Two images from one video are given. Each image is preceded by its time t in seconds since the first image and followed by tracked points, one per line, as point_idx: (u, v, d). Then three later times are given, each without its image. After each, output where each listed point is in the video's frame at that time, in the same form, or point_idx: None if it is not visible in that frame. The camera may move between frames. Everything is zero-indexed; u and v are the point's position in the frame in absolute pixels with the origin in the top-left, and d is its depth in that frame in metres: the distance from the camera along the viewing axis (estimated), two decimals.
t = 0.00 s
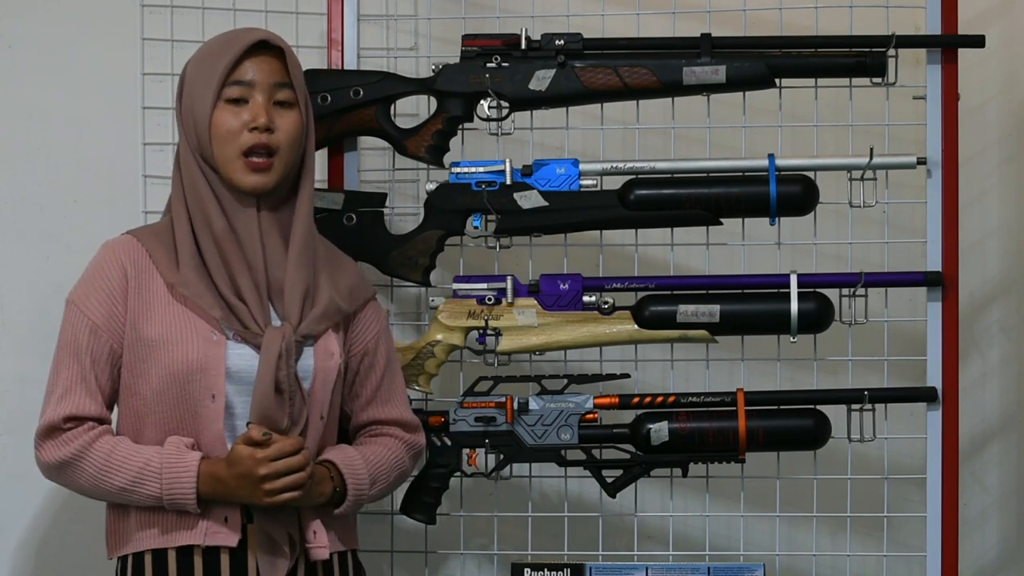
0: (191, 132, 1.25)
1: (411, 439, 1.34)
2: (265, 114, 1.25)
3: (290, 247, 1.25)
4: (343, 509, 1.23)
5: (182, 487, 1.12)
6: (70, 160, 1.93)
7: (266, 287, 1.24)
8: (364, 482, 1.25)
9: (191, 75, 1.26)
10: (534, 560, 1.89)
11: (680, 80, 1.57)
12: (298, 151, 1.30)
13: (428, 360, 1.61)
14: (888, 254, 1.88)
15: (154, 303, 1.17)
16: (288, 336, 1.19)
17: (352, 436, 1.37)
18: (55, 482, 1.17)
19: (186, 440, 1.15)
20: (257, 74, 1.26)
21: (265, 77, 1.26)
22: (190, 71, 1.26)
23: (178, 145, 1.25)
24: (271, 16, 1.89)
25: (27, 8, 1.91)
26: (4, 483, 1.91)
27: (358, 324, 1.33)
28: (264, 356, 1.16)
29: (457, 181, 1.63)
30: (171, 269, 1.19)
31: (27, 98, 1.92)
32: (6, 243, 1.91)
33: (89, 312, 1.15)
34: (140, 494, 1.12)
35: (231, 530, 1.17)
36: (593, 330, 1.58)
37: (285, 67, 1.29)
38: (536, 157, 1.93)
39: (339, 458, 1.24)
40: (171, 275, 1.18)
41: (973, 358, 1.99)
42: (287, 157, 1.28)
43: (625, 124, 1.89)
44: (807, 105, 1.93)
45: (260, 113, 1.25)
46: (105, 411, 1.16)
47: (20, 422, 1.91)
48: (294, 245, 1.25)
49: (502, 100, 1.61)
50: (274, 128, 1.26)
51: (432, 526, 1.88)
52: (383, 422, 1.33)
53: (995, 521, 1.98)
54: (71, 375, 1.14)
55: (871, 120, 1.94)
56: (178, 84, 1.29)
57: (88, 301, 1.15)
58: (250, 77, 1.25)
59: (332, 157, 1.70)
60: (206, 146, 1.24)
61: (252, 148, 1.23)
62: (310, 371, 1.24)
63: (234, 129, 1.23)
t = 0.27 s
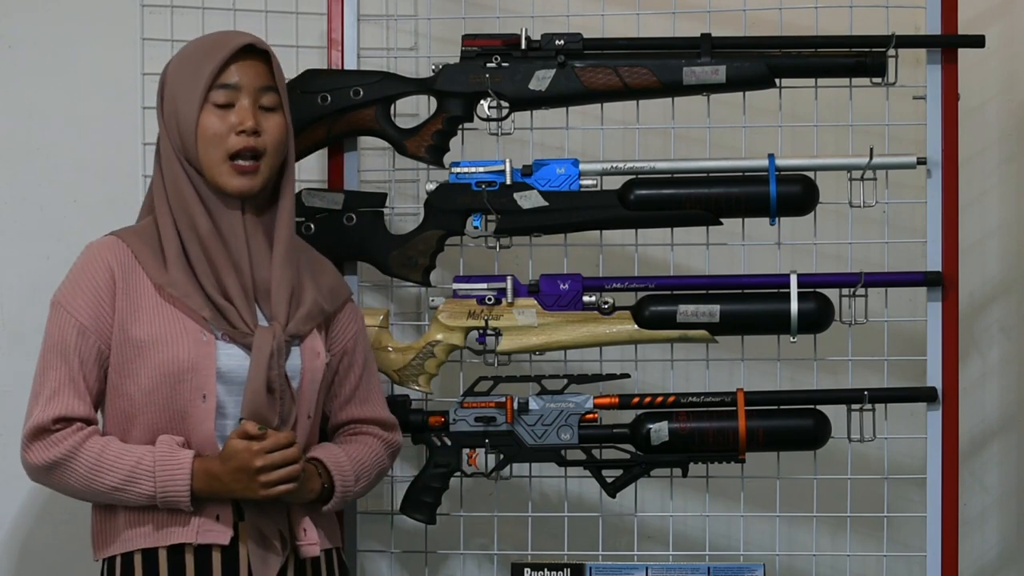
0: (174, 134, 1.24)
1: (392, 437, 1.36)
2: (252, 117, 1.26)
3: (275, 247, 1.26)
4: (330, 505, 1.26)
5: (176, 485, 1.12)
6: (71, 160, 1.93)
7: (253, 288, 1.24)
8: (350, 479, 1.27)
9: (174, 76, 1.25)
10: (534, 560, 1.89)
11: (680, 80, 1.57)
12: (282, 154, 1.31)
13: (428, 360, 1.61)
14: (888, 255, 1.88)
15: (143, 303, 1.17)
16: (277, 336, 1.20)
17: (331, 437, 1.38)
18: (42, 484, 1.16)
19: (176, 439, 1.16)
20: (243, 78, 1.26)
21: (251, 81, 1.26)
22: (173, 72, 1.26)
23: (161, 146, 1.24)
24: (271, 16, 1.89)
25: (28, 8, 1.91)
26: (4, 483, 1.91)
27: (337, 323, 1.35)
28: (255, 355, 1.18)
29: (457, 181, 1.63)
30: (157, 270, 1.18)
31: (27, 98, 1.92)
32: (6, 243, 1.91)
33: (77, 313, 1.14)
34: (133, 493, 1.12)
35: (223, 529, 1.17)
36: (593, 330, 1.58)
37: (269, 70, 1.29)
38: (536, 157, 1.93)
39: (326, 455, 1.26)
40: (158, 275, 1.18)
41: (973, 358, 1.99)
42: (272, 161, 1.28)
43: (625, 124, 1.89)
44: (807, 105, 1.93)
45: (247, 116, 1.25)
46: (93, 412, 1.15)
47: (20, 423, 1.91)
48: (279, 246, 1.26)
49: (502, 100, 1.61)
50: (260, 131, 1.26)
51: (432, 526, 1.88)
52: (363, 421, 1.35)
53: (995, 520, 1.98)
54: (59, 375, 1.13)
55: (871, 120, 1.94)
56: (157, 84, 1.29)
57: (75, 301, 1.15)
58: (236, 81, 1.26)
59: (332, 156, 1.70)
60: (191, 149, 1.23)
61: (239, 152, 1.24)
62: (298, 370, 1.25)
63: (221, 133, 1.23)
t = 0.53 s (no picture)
0: (172, 129, 1.24)
1: (380, 433, 1.36)
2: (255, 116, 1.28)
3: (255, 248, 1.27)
4: (313, 506, 1.25)
5: (157, 488, 1.12)
6: (71, 160, 1.93)
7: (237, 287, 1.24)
8: (333, 479, 1.27)
9: (172, 71, 1.25)
10: (533, 560, 1.89)
11: (680, 80, 1.57)
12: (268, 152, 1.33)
13: (428, 360, 1.61)
14: (888, 254, 1.88)
15: (125, 305, 1.17)
16: (262, 335, 1.20)
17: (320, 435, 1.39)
18: (26, 486, 1.16)
19: (159, 441, 1.16)
20: (247, 78, 1.28)
21: (253, 81, 1.28)
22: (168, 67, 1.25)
23: (144, 143, 1.24)
24: (270, 17, 1.89)
25: (28, 8, 1.91)
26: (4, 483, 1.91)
27: (320, 320, 1.36)
28: (241, 354, 1.18)
29: (457, 181, 1.63)
30: (140, 272, 1.19)
31: (28, 99, 1.92)
32: (6, 243, 1.91)
33: (59, 316, 1.14)
34: (115, 496, 1.12)
35: (206, 529, 1.17)
36: (593, 330, 1.58)
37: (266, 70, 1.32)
38: (536, 157, 1.93)
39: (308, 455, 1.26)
40: (140, 277, 1.18)
41: (973, 358, 1.99)
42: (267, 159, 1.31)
43: (625, 124, 1.89)
44: (807, 105, 1.93)
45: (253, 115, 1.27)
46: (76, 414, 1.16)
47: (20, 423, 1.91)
48: (258, 245, 1.27)
49: (502, 100, 1.61)
50: (265, 130, 1.28)
51: (432, 526, 1.88)
52: (351, 418, 1.36)
53: (995, 520, 1.98)
54: (41, 378, 1.13)
55: (871, 120, 1.94)
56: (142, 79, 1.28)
57: (57, 304, 1.15)
58: (240, 80, 1.27)
59: (332, 156, 1.70)
60: (196, 145, 1.23)
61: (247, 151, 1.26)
62: (281, 369, 1.26)
63: (231, 131, 1.25)
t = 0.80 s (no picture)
0: (169, 133, 1.21)
1: (367, 426, 1.36)
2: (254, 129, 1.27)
3: (233, 253, 1.27)
4: (296, 504, 1.25)
5: (136, 489, 1.13)
6: (70, 161, 1.92)
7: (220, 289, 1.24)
8: (315, 476, 1.27)
9: (176, 73, 1.22)
10: (533, 560, 1.89)
11: (681, 80, 1.57)
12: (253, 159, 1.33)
13: (428, 360, 1.60)
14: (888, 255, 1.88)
15: (106, 309, 1.17)
16: (243, 335, 1.21)
17: (310, 430, 1.40)
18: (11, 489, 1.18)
19: (140, 441, 1.16)
20: (251, 91, 1.27)
21: (255, 93, 1.28)
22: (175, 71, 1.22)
23: (132, 140, 1.20)
24: (270, 16, 1.88)
25: (28, 8, 1.90)
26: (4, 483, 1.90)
27: (302, 317, 1.36)
28: (221, 355, 1.18)
29: (457, 181, 1.62)
30: (120, 275, 1.19)
31: (27, 99, 1.91)
32: (5, 244, 1.91)
33: (39, 321, 1.15)
34: (96, 498, 1.13)
35: (190, 529, 1.18)
36: (593, 330, 1.58)
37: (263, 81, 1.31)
38: (536, 157, 1.93)
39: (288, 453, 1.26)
40: (119, 280, 1.18)
41: (973, 358, 1.99)
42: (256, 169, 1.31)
43: (625, 125, 1.89)
44: (807, 105, 1.93)
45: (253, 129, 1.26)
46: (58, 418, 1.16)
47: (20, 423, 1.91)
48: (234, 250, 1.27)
49: (502, 100, 1.61)
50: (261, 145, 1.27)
51: (432, 526, 1.88)
52: (337, 412, 1.36)
53: (995, 520, 1.98)
54: (23, 383, 1.14)
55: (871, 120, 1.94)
56: (136, 68, 1.24)
57: (37, 310, 1.15)
58: (245, 92, 1.26)
59: (332, 156, 1.70)
60: (197, 154, 1.21)
61: (245, 165, 1.26)
62: (264, 368, 1.26)
63: (234, 145, 1.24)
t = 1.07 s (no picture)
0: (168, 136, 1.21)
1: (360, 423, 1.37)
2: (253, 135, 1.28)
3: (225, 257, 1.27)
4: (289, 504, 1.26)
5: (130, 491, 1.13)
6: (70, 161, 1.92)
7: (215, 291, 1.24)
8: (307, 475, 1.27)
9: (176, 77, 1.22)
10: (533, 560, 1.89)
11: (681, 80, 1.57)
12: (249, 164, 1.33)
13: (428, 360, 1.60)
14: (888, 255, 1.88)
15: (99, 311, 1.17)
16: (236, 337, 1.20)
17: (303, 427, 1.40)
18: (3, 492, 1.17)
19: (132, 445, 1.16)
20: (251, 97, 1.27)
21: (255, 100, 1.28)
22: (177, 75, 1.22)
23: (128, 143, 1.20)
24: (270, 16, 1.88)
25: (28, 8, 1.90)
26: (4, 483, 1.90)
27: (294, 315, 1.36)
28: (215, 358, 1.18)
29: (457, 181, 1.62)
30: (113, 278, 1.18)
31: (27, 99, 1.91)
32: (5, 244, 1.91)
33: (32, 324, 1.15)
34: (89, 500, 1.14)
35: (183, 530, 1.18)
36: (593, 330, 1.58)
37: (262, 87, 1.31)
38: (536, 157, 1.93)
39: (281, 453, 1.27)
40: (113, 283, 1.18)
41: (973, 358, 1.99)
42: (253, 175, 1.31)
43: (625, 125, 1.89)
44: (807, 105, 1.93)
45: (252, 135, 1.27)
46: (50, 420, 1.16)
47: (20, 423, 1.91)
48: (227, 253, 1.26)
49: (502, 100, 1.61)
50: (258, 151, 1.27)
51: (431, 526, 1.88)
52: (329, 409, 1.36)
53: (995, 520, 1.98)
54: (15, 386, 1.14)
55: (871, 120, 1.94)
56: (135, 70, 1.23)
57: (30, 312, 1.15)
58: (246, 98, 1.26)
59: (332, 156, 1.70)
60: (198, 159, 1.21)
61: (245, 171, 1.26)
62: (256, 370, 1.26)
63: (234, 150, 1.24)
